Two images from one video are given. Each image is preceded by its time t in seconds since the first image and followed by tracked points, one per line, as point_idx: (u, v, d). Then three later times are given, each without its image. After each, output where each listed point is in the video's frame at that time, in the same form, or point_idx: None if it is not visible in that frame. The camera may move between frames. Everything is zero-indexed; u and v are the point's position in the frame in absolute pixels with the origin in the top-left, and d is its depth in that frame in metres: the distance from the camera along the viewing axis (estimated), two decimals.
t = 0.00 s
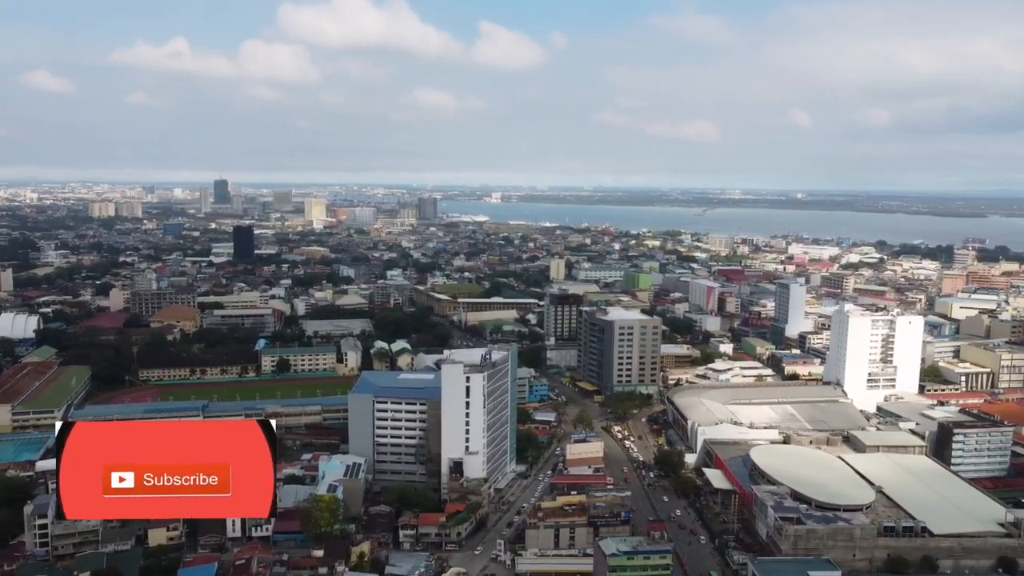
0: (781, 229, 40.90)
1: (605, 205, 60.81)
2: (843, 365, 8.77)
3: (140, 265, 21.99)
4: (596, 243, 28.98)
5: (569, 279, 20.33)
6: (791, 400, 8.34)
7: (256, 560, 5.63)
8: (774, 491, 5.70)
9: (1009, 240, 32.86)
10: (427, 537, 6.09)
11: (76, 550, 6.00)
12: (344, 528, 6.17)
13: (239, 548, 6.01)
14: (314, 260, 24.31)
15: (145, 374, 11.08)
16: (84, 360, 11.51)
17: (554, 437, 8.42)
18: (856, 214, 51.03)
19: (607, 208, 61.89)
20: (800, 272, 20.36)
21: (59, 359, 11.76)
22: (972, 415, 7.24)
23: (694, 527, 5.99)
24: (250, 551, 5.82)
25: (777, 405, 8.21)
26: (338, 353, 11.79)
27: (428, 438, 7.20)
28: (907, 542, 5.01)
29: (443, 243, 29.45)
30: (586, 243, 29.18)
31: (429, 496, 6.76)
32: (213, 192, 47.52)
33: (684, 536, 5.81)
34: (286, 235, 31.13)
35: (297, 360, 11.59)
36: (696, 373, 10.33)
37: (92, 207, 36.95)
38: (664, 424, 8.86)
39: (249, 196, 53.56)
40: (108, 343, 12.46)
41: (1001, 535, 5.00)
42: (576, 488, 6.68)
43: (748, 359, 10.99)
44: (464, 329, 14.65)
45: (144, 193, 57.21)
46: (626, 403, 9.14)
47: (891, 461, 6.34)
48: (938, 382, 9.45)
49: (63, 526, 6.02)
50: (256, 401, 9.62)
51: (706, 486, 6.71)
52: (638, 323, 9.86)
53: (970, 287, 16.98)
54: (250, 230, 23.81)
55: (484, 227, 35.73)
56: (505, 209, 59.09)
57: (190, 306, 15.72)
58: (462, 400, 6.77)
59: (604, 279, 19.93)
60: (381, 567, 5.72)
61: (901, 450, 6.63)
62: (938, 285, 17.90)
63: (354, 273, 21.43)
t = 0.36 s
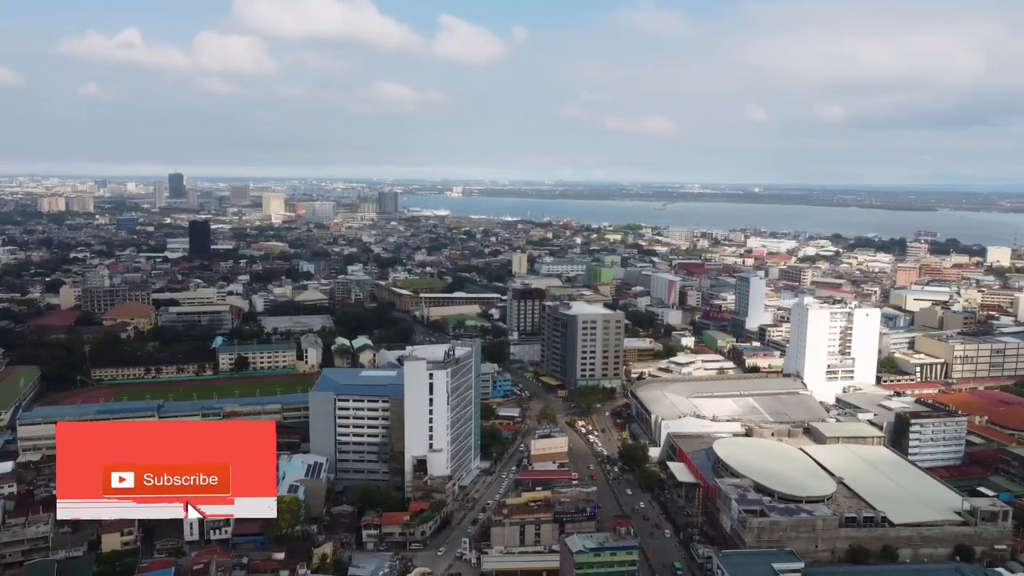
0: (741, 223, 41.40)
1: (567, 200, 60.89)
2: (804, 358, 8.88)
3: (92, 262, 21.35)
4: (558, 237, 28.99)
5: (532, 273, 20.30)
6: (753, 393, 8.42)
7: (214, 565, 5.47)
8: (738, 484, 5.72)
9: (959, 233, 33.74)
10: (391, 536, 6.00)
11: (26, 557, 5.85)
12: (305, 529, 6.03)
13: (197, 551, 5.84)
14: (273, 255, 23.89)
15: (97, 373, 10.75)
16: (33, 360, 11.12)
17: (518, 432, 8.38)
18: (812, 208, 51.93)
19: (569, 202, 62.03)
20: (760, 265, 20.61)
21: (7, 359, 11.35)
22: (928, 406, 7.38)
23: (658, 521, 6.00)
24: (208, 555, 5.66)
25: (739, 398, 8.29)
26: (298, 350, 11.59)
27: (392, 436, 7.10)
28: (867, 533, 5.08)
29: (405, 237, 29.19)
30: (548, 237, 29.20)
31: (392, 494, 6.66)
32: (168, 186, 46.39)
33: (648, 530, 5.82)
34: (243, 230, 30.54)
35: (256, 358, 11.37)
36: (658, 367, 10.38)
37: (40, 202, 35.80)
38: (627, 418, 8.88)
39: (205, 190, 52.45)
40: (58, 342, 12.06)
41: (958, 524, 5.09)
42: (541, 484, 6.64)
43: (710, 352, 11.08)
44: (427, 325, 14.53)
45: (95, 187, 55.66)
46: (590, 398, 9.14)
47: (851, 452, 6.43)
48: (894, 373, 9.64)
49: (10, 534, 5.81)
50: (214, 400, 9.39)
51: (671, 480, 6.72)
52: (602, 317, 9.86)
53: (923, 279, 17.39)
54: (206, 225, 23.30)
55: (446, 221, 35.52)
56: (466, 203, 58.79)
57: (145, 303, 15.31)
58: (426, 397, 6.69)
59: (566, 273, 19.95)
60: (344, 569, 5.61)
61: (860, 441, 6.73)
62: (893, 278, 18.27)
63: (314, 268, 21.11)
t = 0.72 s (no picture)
0: (701, 221, 41.81)
1: (529, 198, 60.95)
2: (766, 354, 8.97)
3: (42, 262, 20.72)
4: (521, 235, 28.95)
5: (495, 272, 20.24)
6: (716, 390, 8.48)
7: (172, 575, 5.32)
8: (704, 482, 5.74)
9: (912, 230, 34.53)
10: (355, 541, 5.89)
11: None
12: (267, 535, 5.89)
13: (154, 561, 5.67)
14: (231, 254, 23.45)
15: (48, 377, 10.40)
16: None
17: (483, 432, 8.32)
18: (771, 205, 52.72)
19: (531, 200, 62.10)
20: (720, 263, 20.84)
21: None
22: (888, 400, 7.50)
23: (626, 520, 5.98)
24: (165, 565, 5.49)
25: (703, 396, 8.33)
26: (258, 351, 11.36)
27: (355, 438, 6.98)
28: (832, 528, 5.12)
29: (367, 236, 28.88)
30: (511, 235, 29.17)
31: (355, 498, 6.55)
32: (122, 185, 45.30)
33: (615, 529, 5.79)
34: (201, 228, 29.94)
35: (215, 360, 11.10)
36: (623, 365, 10.40)
37: None
38: (592, 416, 8.88)
39: (161, 188, 51.34)
40: (6, 346, 11.64)
41: (918, 518, 5.16)
42: (507, 485, 6.59)
43: (673, 350, 11.14)
44: (389, 324, 14.37)
45: (46, 185, 54.14)
46: (555, 396, 9.12)
47: (814, 448, 6.49)
48: (854, 369, 9.79)
49: None
50: (171, 404, 9.14)
51: (636, 478, 6.72)
52: (566, 315, 9.84)
53: (879, 276, 17.72)
54: (162, 224, 22.77)
55: (408, 220, 35.30)
56: (429, 201, 58.49)
57: (98, 304, 14.88)
58: (389, 399, 6.58)
59: (530, 272, 19.93)
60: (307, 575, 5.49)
61: (821, 437, 6.80)
62: (850, 274, 18.61)
63: (273, 268, 20.77)
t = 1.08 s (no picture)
0: (654, 215, 42.24)
1: (484, 193, 60.88)
2: (720, 347, 9.06)
3: None
4: (475, 230, 28.84)
5: (450, 267, 20.11)
6: (672, 384, 8.53)
7: None
8: (661, 476, 5.75)
9: (857, 224, 35.41)
10: (309, 545, 5.76)
11: None
12: (218, 540, 5.71)
13: (98, 570, 5.45)
14: (179, 251, 22.84)
15: None
16: None
17: (440, 430, 8.23)
18: (722, 200, 53.57)
19: (485, 194, 62.03)
20: (674, 257, 21.05)
21: None
22: (839, 392, 7.64)
23: (584, 516, 5.95)
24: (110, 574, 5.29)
25: (659, 389, 8.37)
26: (208, 350, 11.06)
27: (308, 439, 6.82)
28: (787, 520, 5.17)
29: (318, 231, 28.46)
30: (466, 230, 29.03)
31: (309, 500, 6.40)
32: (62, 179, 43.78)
33: (574, 525, 5.77)
34: (146, 224, 29.11)
35: (162, 360, 10.78)
36: (579, 359, 10.41)
37: None
38: (549, 412, 8.86)
39: (104, 183, 49.81)
40: None
41: (870, 507, 5.25)
42: (464, 483, 6.52)
43: (629, 344, 11.20)
44: (343, 321, 14.15)
45: None
46: (512, 392, 9.08)
47: (768, 441, 6.56)
48: (804, 361, 9.97)
49: None
50: (116, 406, 8.83)
51: (594, 473, 6.71)
52: (522, 310, 9.80)
53: (828, 269, 18.11)
54: (105, 220, 22.05)
55: (361, 215, 34.84)
56: (382, 196, 57.98)
57: (38, 303, 14.32)
58: (344, 399, 6.45)
59: (485, 267, 19.85)
60: None
61: (775, 429, 6.89)
62: (799, 268, 18.96)
63: (223, 264, 20.29)
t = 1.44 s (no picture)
0: (607, 208, 42.54)
1: (437, 186, 60.59)
2: (675, 339, 9.13)
3: None
4: (429, 223, 28.65)
5: (404, 260, 19.91)
6: (628, 376, 8.56)
7: None
8: (619, 469, 5.75)
9: (804, 216, 36.20)
10: (262, 547, 5.61)
11: None
12: (166, 544, 5.54)
13: None
14: (123, 245, 22.17)
15: None
16: None
17: (396, 426, 8.12)
18: (673, 193, 54.27)
19: (439, 187, 61.70)
20: (627, 249, 21.21)
21: None
22: (791, 382, 7.76)
23: (543, 511, 5.92)
24: None
25: (615, 382, 8.40)
26: (154, 348, 10.75)
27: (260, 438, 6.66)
28: (743, 510, 5.22)
29: (269, 225, 27.93)
30: (419, 223, 28.80)
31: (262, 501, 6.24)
32: None
33: (532, 521, 5.73)
34: (88, 218, 28.19)
35: (106, 359, 10.44)
36: (535, 353, 10.39)
37: None
38: (506, 405, 8.83)
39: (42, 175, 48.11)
40: None
41: (824, 496, 5.33)
42: (421, 480, 6.44)
43: (585, 337, 11.23)
44: (295, 316, 13.90)
45: None
46: (468, 386, 9.01)
47: (723, 431, 6.63)
48: (757, 351, 10.12)
49: None
50: (57, 408, 8.51)
51: (552, 468, 6.69)
52: (478, 304, 9.73)
53: (777, 261, 18.46)
54: (45, 213, 21.25)
55: (313, 208, 34.27)
56: (334, 188, 57.23)
57: None
58: (296, 397, 6.30)
59: (440, 260, 19.71)
60: None
61: (730, 420, 6.96)
62: (750, 259, 19.27)
63: (169, 259, 19.75)
